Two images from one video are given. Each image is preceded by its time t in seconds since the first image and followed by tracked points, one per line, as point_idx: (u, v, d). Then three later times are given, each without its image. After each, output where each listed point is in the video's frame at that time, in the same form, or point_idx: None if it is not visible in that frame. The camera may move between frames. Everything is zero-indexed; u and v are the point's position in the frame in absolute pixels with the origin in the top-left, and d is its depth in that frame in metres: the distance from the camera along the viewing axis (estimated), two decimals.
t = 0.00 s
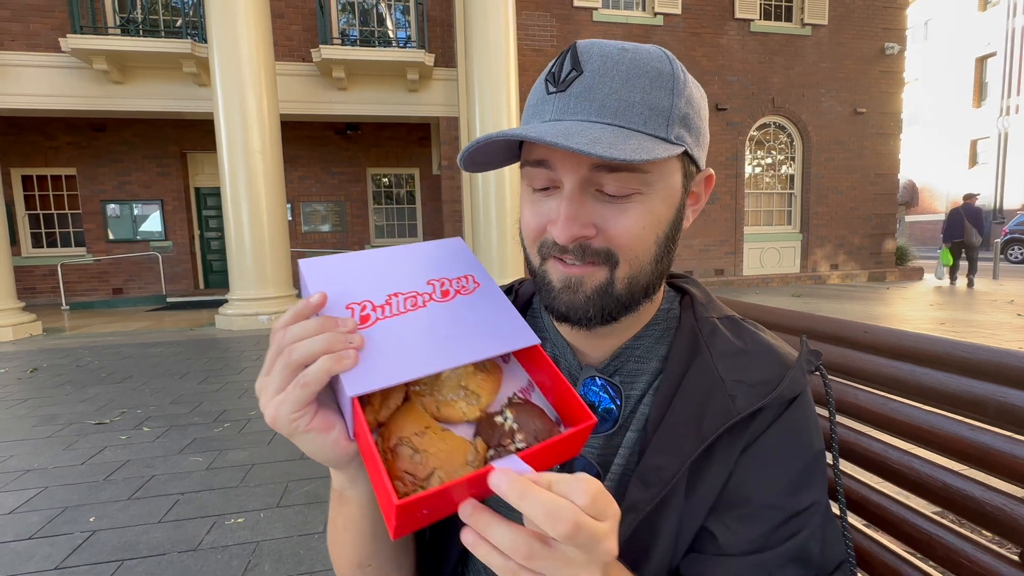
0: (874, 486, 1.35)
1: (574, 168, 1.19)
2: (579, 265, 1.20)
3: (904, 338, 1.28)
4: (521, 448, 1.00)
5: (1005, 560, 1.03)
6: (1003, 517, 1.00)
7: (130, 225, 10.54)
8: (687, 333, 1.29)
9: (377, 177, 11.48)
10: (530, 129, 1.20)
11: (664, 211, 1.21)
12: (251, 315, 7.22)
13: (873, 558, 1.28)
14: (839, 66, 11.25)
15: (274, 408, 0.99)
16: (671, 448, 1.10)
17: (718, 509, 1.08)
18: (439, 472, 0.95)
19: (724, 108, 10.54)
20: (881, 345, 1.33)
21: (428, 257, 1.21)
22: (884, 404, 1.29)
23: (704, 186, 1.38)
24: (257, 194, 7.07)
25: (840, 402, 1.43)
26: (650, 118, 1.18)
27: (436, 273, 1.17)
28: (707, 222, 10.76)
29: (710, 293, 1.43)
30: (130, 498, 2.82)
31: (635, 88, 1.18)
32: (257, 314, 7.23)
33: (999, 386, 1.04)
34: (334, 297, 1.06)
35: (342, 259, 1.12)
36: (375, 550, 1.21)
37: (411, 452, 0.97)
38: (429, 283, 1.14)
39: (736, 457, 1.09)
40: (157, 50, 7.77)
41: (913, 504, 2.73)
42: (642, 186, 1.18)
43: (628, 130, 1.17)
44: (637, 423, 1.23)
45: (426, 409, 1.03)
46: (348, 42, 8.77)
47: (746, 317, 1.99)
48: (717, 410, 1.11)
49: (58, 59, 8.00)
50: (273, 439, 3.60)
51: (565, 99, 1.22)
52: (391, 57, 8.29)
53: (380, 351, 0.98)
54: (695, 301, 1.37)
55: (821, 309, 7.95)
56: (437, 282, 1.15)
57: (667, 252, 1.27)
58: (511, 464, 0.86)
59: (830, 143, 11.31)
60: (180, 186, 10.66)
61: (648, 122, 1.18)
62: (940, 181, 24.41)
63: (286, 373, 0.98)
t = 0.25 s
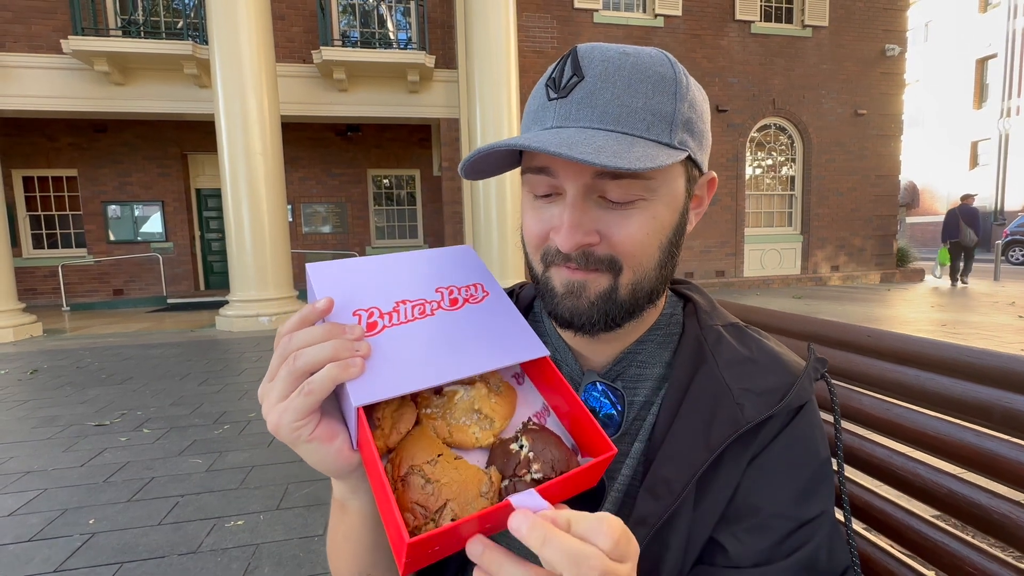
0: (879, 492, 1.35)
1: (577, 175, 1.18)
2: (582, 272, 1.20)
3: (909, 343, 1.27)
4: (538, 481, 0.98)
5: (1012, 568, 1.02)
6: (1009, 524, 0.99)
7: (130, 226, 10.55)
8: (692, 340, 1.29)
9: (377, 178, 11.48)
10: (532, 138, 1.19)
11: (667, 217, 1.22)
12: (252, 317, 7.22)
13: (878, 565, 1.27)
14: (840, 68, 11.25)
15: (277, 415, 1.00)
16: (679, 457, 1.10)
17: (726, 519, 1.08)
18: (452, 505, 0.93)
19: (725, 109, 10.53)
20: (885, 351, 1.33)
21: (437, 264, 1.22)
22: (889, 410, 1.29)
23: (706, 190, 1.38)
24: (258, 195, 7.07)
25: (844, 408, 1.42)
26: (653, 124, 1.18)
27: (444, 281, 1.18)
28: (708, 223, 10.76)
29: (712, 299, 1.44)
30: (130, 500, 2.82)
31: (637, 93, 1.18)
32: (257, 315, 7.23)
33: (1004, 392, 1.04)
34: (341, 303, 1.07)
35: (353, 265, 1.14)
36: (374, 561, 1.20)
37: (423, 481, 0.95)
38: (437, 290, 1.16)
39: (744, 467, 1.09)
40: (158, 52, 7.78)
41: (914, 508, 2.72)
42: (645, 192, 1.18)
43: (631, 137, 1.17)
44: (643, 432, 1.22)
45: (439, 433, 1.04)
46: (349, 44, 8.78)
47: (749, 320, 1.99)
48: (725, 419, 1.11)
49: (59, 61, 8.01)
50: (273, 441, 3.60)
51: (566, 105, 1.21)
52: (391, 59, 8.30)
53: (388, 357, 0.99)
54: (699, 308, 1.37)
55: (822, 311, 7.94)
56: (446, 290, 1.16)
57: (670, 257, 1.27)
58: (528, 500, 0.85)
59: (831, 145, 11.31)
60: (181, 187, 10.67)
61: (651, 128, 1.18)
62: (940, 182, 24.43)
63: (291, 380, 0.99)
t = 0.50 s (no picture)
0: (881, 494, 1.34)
1: (571, 172, 1.19)
2: (578, 270, 1.20)
3: (909, 345, 1.27)
4: (536, 486, 0.99)
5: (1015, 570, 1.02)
6: (1011, 526, 0.99)
7: (132, 227, 10.58)
8: (692, 341, 1.29)
9: (379, 179, 11.49)
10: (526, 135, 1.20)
11: (664, 215, 1.22)
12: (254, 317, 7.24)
13: (879, 566, 1.27)
14: (841, 70, 11.25)
15: (276, 406, 1.00)
16: (680, 457, 1.10)
17: (727, 520, 1.08)
18: (450, 507, 0.94)
19: (726, 110, 10.53)
20: (887, 352, 1.33)
21: (440, 268, 1.23)
22: (890, 411, 1.29)
23: (705, 189, 1.37)
24: (260, 196, 7.09)
25: (845, 409, 1.42)
26: (648, 121, 1.18)
27: (447, 284, 1.18)
28: (709, 225, 10.76)
29: (713, 300, 1.43)
30: (131, 501, 2.82)
31: (631, 91, 1.18)
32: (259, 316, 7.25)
33: (1006, 393, 1.04)
34: (344, 299, 1.08)
35: (356, 266, 1.15)
36: (371, 560, 1.20)
37: (421, 482, 0.97)
38: (440, 292, 1.16)
39: (746, 468, 1.09)
40: (160, 53, 7.80)
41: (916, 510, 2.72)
42: (640, 190, 1.18)
43: (620, 132, 1.17)
44: (644, 433, 1.22)
45: (439, 437, 1.05)
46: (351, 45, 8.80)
47: (750, 322, 1.99)
48: (726, 419, 1.11)
49: (62, 62, 8.03)
50: (274, 442, 3.60)
51: (561, 104, 1.22)
52: (393, 60, 8.32)
53: (389, 356, 1.00)
54: (699, 308, 1.37)
55: (824, 312, 7.93)
56: (448, 293, 1.16)
57: (667, 256, 1.27)
58: (526, 504, 0.86)
59: (832, 146, 11.30)
60: (183, 188, 10.69)
61: (646, 125, 1.18)
62: (942, 184, 24.42)
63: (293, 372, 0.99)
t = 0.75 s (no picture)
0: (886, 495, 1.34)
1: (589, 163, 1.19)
2: (597, 263, 1.20)
3: (914, 345, 1.27)
4: (539, 474, 1.00)
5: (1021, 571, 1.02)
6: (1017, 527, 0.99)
7: (137, 228, 10.62)
8: (694, 341, 1.29)
9: (381, 180, 11.51)
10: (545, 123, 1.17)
11: (677, 203, 1.23)
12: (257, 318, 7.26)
13: (885, 568, 1.27)
14: (845, 71, 11.23)
15: (277, 411, 0.99)
16: (684, 457, 1.10)
17: (732, 519, 1.08)
18: (458, 498, 0.95)
19: (729, 111, 10.52)
20: (890, 353, 1.33)
21: (434, 270, 1.24)
22: (894, 412, 1.29)
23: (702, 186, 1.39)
24: (264, 197, 7.11)
25: (849, 410, 1.42)
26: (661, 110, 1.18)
27: (440, 285, 1.20)
28: (712, 226, 10.75)
29: (715, 300, 1.44)
30: (135, 500, 2.83)
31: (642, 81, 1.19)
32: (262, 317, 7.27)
33: (1010, 395, 1.04)
34: (341, 303, 1.08)
35: (348, 271, 1.16)
36: (378, 562, 1.20)
37: (428, 477, 0.97)
38: (434, 293, 1.17)
39: (750, 467, 1.09)
40: (165, 55, 7.83)
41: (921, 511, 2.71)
42: (656, 178, 1.19)
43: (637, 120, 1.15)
44: (648, 434, 1.23)
45: (442, 432, 1.06)
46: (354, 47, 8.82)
47: (754, 324, 1.99)
48: (729, 418, 1.11)
49: (67, 65, 8.08)
50: (278, 442, 3.61)
51: (578, 91, 1.16)
52: (396, 62, 8.34)
53: (389, 356, 1.00)
54: (701, 308, 1.37)
55: (827, 314, 7.90)
56: (442, 293, 1.18)
57: (677, 246, 1.28)
58: (534, 491, 0.88)
59: (836, 148, 11.28)
60: (187, 190, 10.74)
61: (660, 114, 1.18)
62: (946, 185, 24.34)
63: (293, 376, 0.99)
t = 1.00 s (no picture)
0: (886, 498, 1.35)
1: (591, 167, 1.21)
2: (597, 267, 1.22)
3: (915, 349, 1.28)
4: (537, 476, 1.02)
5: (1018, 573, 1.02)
6: (1014, 529, 0.99)
7: (142, 230, 10.67)
8: (687, 342, 1.30)
9: (385, 182, 11.54)
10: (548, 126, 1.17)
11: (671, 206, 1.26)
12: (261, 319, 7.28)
13: (885, 570, 1.28)
14: (848, 73, 11.21)
15: (279, 421, 1.00)
16: (680, 458, 1.11)
17: (731, 518, 1.08)
18: (459, 501, 0.96)
19: (732, 113, 10.51)
20: (891, 356, 1.33)
21: (430, 279, 1.25)
22: (894, 415, 1.29)
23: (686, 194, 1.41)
24: (268, 199, 7.14)
25: (848, 413, 1.42)
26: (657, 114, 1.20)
27: (437, 293, 1.21)
28: (715, 228, 10.74)
29: (706, 300, 1.45)
30: (140, 501, 2.85)
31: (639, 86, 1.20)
32: (266, 318, 7.30)
33: (1007, 398, 1.04)
34: (338, 312, 1.10)
35: (344, 279, 1.17)
36: (380, 565, 1.22)
37: (429, 481, 0.98)
38: (430, 301, 1.18)
39: (748, 465, 1.09)
40: (170, 58, 7.88)
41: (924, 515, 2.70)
42: (653, 181, 1.22)
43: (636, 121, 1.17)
44: (643, 435, 1.24)
45: (441, 437, 1.07)
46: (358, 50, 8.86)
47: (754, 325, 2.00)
48: (724, 417, 1.11)
49: (74, 68, 8.14)
50: (281, 443, 3.63)
51: (577, 96, 1.17)
52: (400, 64, 8.37)
53: (389, 363, 1.02)
54: (692, 309, 1.38)
55: (831, 317, 7.88)
56: (438, 301, 1.19)
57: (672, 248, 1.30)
58: (533, 493, 0.89)
59: (839, 150, 11.25)
60: (191, 192, 10.79)
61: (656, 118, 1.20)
62: (952, 187, 24.26)
63: (294, 386, 1.00)
